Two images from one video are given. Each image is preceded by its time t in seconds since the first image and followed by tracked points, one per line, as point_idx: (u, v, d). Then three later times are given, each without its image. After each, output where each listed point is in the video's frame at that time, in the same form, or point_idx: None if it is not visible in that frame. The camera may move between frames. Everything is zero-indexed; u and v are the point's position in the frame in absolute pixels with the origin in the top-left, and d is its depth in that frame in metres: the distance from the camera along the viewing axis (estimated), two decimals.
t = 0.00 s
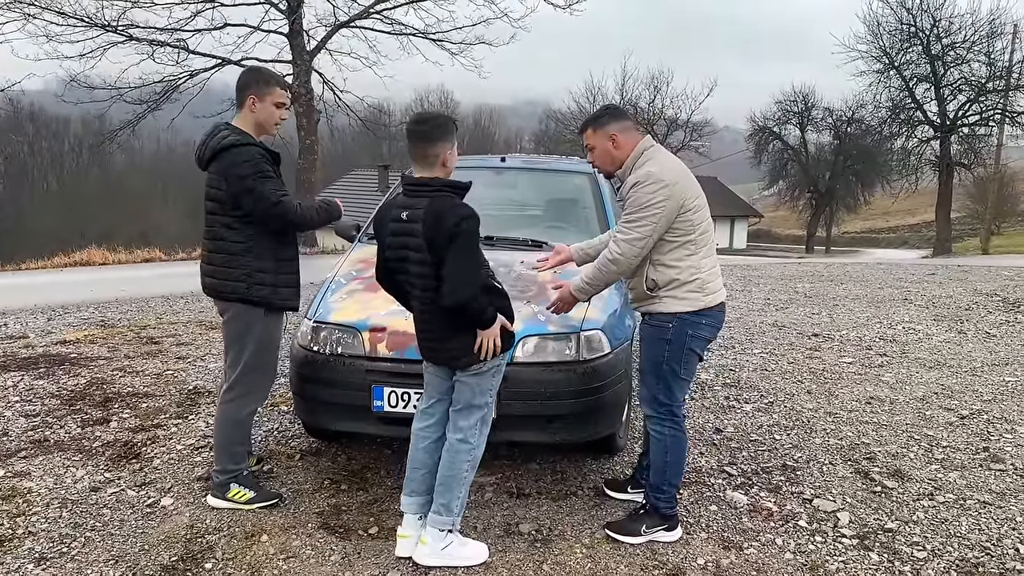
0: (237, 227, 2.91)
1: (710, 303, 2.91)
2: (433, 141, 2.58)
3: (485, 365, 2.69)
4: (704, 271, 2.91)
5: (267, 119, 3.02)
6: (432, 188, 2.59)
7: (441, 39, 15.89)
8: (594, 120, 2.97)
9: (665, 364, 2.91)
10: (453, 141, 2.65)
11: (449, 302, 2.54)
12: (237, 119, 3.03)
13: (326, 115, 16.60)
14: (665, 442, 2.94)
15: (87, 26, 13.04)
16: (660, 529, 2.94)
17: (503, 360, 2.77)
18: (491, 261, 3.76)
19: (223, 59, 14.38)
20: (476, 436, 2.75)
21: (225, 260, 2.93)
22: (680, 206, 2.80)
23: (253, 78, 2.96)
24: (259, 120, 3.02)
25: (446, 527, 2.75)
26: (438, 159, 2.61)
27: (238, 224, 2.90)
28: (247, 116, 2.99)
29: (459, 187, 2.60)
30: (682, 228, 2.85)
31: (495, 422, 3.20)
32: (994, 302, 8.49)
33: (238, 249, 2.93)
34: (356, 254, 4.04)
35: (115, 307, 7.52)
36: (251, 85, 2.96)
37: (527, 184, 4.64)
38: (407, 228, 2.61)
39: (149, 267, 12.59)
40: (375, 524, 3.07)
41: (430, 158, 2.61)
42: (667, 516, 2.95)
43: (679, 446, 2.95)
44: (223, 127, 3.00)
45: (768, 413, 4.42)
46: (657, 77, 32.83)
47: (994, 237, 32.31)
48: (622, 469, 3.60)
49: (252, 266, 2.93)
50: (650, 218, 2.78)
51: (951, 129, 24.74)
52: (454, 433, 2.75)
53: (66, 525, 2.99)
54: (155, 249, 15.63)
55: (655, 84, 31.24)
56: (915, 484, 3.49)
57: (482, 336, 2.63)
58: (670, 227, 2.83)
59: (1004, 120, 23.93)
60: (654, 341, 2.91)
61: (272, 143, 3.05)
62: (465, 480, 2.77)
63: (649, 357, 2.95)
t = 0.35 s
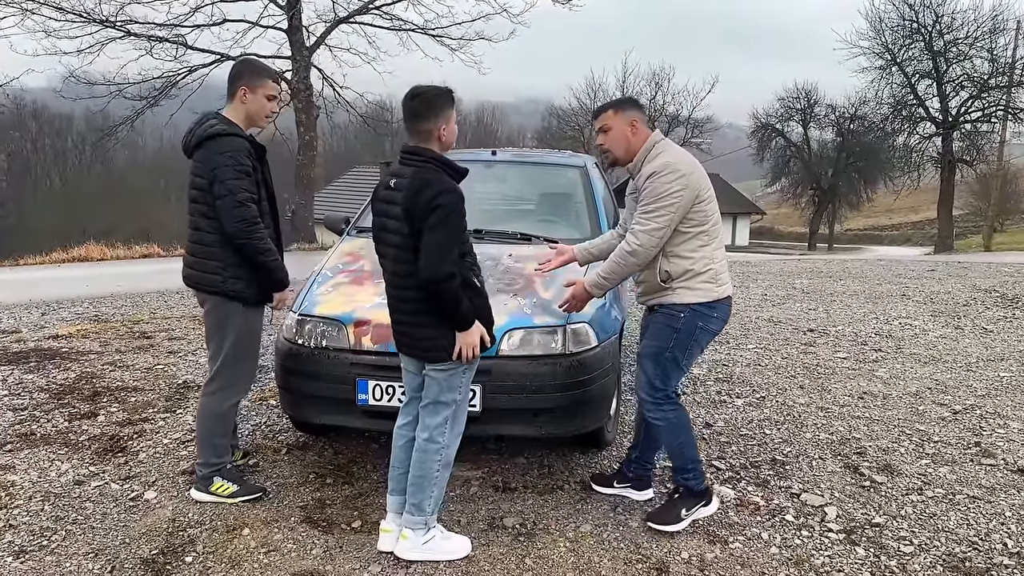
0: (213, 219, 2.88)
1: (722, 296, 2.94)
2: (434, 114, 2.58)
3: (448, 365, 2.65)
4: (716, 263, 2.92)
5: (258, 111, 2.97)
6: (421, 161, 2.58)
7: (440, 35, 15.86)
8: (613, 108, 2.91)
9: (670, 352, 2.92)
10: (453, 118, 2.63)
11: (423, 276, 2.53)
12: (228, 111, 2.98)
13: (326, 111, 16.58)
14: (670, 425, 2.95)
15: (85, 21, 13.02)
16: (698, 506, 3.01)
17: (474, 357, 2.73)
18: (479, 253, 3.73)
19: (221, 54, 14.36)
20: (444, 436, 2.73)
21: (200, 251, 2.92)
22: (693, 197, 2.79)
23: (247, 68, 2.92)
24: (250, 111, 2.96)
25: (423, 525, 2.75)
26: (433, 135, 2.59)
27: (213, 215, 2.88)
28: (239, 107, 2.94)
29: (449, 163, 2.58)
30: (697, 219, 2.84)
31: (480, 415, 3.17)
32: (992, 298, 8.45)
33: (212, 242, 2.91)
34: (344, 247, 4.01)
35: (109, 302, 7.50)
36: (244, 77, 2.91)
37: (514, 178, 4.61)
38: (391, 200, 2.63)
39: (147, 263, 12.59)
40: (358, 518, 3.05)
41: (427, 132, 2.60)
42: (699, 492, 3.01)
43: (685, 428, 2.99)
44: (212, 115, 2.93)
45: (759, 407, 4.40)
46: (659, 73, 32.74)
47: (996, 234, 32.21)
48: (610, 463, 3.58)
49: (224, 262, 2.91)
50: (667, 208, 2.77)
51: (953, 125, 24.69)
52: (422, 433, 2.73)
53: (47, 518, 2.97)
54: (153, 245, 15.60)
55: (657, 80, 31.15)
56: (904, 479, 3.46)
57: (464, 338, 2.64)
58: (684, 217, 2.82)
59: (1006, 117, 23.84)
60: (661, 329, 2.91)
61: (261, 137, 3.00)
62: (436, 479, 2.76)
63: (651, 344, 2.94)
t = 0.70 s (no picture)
0: (196, 211, 2.81)
1: (761, 306, 2.84)
2: (438, 103, 2.65)
3: (420, 366, 2.66)
4: (755, 274, 2.84)
5: (234, 97, 2.95)
6: (421, 143, 2.59)
7: (446, 27, 15.77)
8: (659, 104, 2.87)
9: (717, 367, 2.86)
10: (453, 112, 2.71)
11: (421, 260, 2.53)
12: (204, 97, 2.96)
13: (331, 103, 16.51)
14: (736, 442, 2.90)
15: (89, 13, 12.99)
16: (760, 522, 2.91)
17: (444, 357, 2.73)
18: (470, 245, 3.66)
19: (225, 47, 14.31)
20: (421, 436, 2.71)
21: (182, 243, 2.84)
22: (737, 203, 2.74)
23: (224, 53, 2.91)
24: (227, 97, 2.94)
25: (405, 525, 2.69)
26: (438, 122, 2.64)
27: (196, 207, 2.80)
28: (215, 93, 2.91)
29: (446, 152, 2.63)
30: (739, 227, 2.78)
31: (466, 410, 3.10)
32: (999, 293, 8.34)
33: (195, 234, 2.83)
34: (331, 241, 3.94)
35: (108, 295, 7.47)
36: (217, 62, 2.90)
37: (507, 169, 4.50)
38: (378, 183, 2.60)
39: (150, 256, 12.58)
40: (341, 516, 2.98)
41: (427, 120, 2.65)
42: (767, 508, 2.92)
43: (750, 442, 2.92)
44: (191, 103, 2.87)
45: (757, 404, 4.32)
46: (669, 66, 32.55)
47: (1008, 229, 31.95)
48: (601, 460, 3.50)
49: (208, 255, 2.84)
50: (707, 212, 2.73)
51: (964, 119, 24.51)
52: (399, 436, 2.70)
53: (24, 514, 2.92)
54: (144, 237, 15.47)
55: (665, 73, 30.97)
56: (903, 478, 3.38)
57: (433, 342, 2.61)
58: (724, 223, 2.77)
59: (1018, 111, 23.62)
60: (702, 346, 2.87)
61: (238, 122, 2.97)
62: (417, 480, 2.72)
63: (698, 363, 2.91)
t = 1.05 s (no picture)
0: (180, 204, 2.79)
1: (796, 300, 2.80)
2: (428, 94, 2.59)
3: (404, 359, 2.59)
4: (794, 266, 2.80)
5: (219, 86, 2.91)
6: (413, 133, 2.51)
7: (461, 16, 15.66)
8: (693, 86, 2.90)
9: (749, 359, 2.83)
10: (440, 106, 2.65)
11: (423, 252, 2.47)
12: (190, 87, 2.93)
13: (347, 93, 16.48)
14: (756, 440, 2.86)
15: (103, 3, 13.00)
16: (759, 523, 2.82)
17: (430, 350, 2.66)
18: (467, 237, 3.59)
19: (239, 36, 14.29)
20: (409, 431, 2.65)
21: (164, 236, 2.84)
22: (777, 194, 2.69)
23: (210, 39, 2.86)
24: (211, 87, 2.90)
25: (391, 523, 2.64)
26: (426, 115, 2.60)
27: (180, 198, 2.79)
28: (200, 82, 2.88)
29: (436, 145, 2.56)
30: (778, 218, 2.74)
31: (459, 407, 3.04)
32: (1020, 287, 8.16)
33: (178, 228, 2.82)
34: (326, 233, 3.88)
35: (117, 285, 7.47)
36: (199, 49, 2.85)
37: (508, 157, 4.41)
38: (371, 174, 2.51)
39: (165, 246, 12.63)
40: (331, 512, 2.94)
41: (417, 110, 2.59)
42: (766, 509, 2.84)
43: (770, 443, 2.87)
44: (176, 92, 2.83)
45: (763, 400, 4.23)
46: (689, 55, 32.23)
47: None
48: (599, 457, 3.43)
49: (190, 250, 2.83)
50: (745, 205, 2.69)
51: (989, 108, 24.06)
52: (386, 431, 2.64)
53: (13, 508, 2.90)
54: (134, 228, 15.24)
55: (685, 61, 30.66)
56: (909, 478, 3.29)
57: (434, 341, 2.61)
58: (764, 214, 2.73)
59: None
60: (734, 337, 2.85)
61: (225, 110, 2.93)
62: (404, 476, 2.66)
63: (730, 355, 2.88)
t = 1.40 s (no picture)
0: (160, 187, 2.83)
1: (792, 292, 2.71)
2: (421, 84, 2.58)
3: (394, 343, 2.58)
4: (795, 258, 2.72)
5: (204, 72, 2.92)
6: (398, 118, 2.50)
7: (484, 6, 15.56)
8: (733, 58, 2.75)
9: (741, 346, 2.78)
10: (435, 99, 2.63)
11: (400, 230, 2.46)
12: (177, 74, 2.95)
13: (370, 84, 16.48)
14: (747, 429, 2.80)
15: None
16: (754, 518, 2.76)
17: (420, 337, 2.66)
18: (465, 225, 3.55)
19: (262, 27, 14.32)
20: (401, 418, 2.65)
21: (141, 220, 2.88)
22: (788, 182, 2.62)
23: (200, 28, 2.88)
24: (196, 75, 2.93)
25: (377, 512, 2.62)
26: (417, 103, 2.56)
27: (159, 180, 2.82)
28: (186, 69, 2.90)
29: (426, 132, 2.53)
30: (787, 206, 2.67)
31: (452, 397, 3.00)
32: None
33: (157, 211, 2.86)
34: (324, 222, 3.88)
35: (135, 274, 7.52)
36: (183, 37, 2.88)
37: (513, 143, 4.34)
38: (353, 155, 2.53)
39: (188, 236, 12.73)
40: (321, 502, 2.92)
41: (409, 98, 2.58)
42: (762, 505, 2.77)
43: (766, 434, 2.80)
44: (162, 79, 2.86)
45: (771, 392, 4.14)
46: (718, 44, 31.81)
47: None
48: (597, 448, 3.39)
49: (166, 233, 2.87)
50: (754, 187, 2.62)
51: None
52: (378, 416, 2.64)
53: (6, 494, 2.91)
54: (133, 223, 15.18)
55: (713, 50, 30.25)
56: (914, 473, 3.20)
57: (424, 317, 2.62)
58: (773, 198, 2.66)
59: None
60: (729, 324, 2.81)
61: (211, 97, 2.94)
62: (394, 464, 2.65)
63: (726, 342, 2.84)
